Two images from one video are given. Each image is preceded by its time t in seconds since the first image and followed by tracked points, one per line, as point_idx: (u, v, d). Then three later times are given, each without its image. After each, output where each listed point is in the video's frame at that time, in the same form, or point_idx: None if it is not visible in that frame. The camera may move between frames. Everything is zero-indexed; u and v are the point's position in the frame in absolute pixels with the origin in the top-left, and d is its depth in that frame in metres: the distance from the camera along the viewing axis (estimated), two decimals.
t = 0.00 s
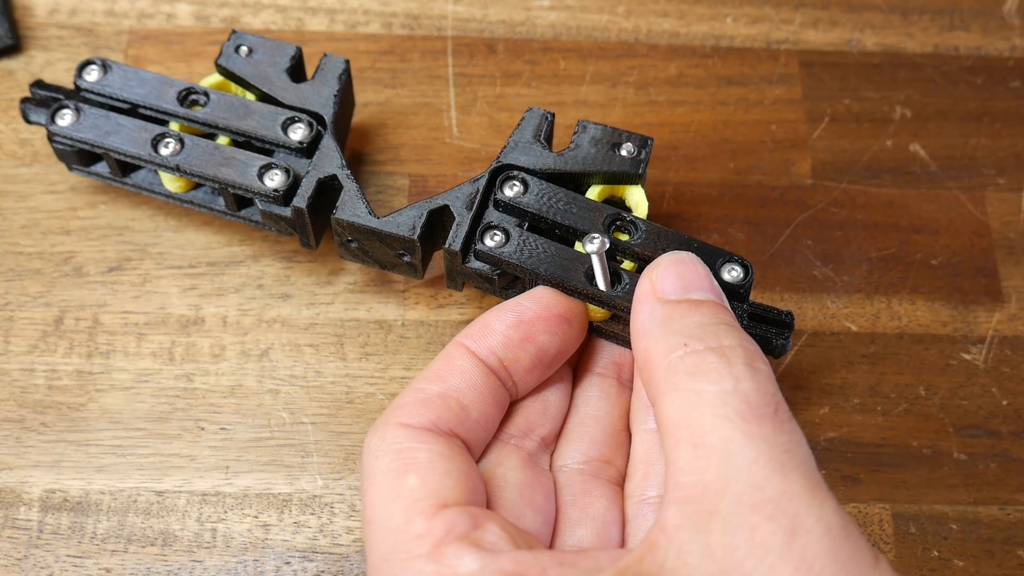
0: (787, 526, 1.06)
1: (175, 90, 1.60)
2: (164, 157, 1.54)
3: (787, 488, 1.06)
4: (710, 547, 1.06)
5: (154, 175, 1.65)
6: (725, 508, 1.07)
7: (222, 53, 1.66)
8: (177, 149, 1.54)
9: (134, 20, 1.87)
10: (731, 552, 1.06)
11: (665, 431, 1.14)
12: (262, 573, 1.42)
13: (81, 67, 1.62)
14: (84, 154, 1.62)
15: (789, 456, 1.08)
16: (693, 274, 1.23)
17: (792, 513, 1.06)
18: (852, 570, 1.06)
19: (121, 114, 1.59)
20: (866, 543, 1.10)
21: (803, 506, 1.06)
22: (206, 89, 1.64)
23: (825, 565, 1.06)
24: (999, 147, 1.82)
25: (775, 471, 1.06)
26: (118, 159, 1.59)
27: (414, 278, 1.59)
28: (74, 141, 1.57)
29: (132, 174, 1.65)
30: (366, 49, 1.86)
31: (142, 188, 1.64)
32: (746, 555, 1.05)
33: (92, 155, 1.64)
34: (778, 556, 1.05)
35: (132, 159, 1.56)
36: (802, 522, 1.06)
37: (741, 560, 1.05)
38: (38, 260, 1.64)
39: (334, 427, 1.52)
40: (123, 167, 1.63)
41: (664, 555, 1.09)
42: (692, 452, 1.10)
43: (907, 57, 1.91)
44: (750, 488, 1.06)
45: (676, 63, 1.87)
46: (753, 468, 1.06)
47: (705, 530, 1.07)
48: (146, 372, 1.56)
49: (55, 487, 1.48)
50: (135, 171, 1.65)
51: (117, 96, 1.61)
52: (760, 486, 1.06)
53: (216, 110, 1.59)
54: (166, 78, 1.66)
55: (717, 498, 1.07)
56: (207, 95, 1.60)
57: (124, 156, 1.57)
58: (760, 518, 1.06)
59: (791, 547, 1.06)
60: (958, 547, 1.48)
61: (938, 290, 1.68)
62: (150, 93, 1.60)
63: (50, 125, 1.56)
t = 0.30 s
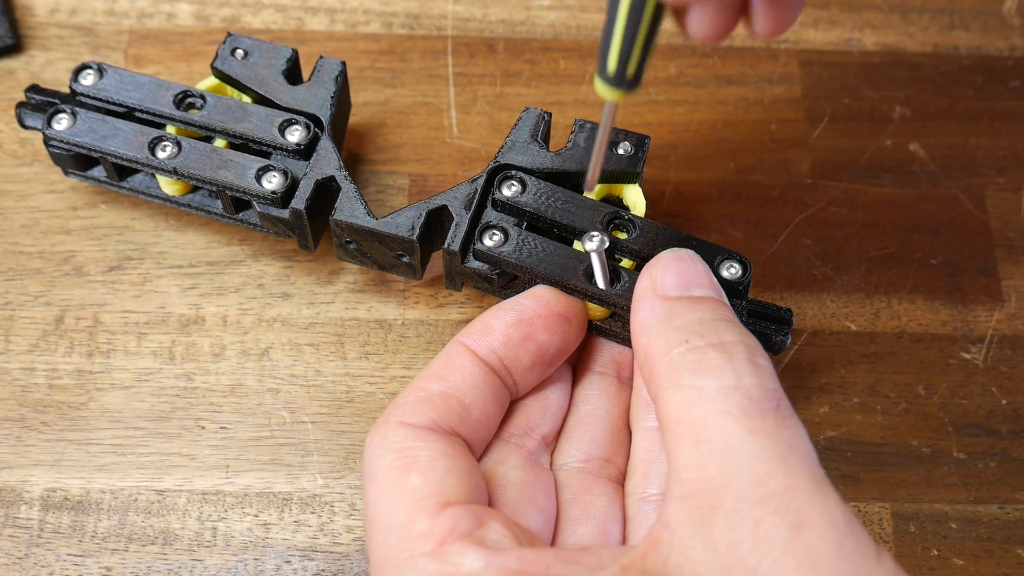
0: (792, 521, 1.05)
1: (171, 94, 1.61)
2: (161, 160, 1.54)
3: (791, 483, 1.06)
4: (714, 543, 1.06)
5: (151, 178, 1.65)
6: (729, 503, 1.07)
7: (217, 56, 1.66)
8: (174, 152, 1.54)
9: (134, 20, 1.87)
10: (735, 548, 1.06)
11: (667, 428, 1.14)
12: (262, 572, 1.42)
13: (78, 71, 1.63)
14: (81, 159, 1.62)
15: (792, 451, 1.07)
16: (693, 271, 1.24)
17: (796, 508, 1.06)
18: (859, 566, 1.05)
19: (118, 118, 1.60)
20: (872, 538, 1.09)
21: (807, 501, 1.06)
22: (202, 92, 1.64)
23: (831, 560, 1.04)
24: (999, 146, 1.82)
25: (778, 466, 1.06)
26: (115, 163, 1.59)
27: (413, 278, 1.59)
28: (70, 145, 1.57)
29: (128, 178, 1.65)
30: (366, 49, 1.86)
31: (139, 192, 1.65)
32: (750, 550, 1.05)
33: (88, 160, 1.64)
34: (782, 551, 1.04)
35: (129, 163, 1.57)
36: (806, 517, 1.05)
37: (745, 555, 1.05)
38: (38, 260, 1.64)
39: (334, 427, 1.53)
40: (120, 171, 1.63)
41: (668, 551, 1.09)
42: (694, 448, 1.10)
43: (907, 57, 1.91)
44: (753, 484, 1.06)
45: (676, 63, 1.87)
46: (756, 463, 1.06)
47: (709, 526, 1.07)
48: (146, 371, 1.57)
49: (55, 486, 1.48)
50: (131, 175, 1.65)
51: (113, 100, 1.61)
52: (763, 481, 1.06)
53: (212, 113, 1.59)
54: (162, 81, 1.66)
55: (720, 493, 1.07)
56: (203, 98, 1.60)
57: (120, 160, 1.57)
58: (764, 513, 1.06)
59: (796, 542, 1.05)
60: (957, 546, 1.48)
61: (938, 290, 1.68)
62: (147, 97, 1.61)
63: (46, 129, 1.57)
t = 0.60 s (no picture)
0: (792, 522, 1.05)
1: (172, 92, 1.61)
2: (162, 158, 1.54)
3: (791, 484, 1.06)
4: (715, 544, 1.06)
5: (151, 177, 1.65)
6: (729, 504, 1.06)
7: (219, 54, 1.65)
8: (175, 150, 1.54)
9: (134, 20, 1.87)
10: (735, 549, 1.05)
11: (667, 429, 1.14)
12: (262, 572, 1.42)
13: (78, 69, 1.63)
14: (82, 157, 1.62)
15: (792, 452, 1.07)
16: (694, 273, 1.24)
17: (796, 509, 1.06)
18: (859, 566, 1.05)
19: (118, 116, 1.59)
20: (872, 539, 1.09)
21: (807, 502, 1.06)
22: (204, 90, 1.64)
23: (831, 561, 1.05)
24: (999, 146, 1.82)
25: (778, 467, 1.06)
26: (116, 161, 1.59)
27: (414, 279, 1.59)
28: (71, 143, 1.57)
29: (129, 177, 1.65)
30: (366, 49, 1.86)
31: (140, 191, 1.64)
32: (751, 551, 1.05)
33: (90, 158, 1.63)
34: (782, 553, 1.04)
35: (130, 161, 1.56)
36: (806, 518, 1.05)
37: (746, 557, 1.05)
38: (38, 260, 1.64)
39: (334, 427, 1.52)
40: (120, 169, 1.63)
41: (669, 553, 1.08)
42: (695, 449, 1.10)
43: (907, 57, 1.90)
44: (753, 485, 1.06)
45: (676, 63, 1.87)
46: (756, 464, 1.06)
47: (709, 527, 1.07)
48: (146, 372, 1.56)
49: (55, 487, 1.48)
50: (132, 174, 1.65)
51: (114, 99, 1.61)
52: (764, 482, 1.06)
53: (213, 112, 1.59)
54: (163, 79, 1.66)
55: (721, 494, 1.07)
56: (204, 96, 1.60)
57: (121, 158, 1.57)
58: (764, 514, 1.06)
59: (796, 543, 1.05)
60: (957, 546, 1.48)
61: (938, 290, 1.68)
62: (147, 94, 1.60)
63: (47, 127, 1.56)
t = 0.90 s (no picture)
0: (792, 524, 1.05)
1: (174, 93, 1.61)
2: (164, 160, 1.54)
3: (791, 485, 1.06)
4: (714, 545, 1.06)
5: (153, 178, 1.65)
6: (729, 505, 1.06)
7: (221, 55, 1.65)
8: (177, 151, 1.55)
9: (134, 20, 1.87)
10: (735, 551, 1.05)
11: (667, 430, 1.14)
12: (262, 572, 1.42)
13: (80, 71, 1.63)
14: (83, 158, 1.62)
15: (792, 454, 1.08)
16: (694, 273, 1.24)
17: (796, 510, 1.06)
18: (859, 567, 1.06)
19: (120, 117, 1.60)
20: (871, 539, 1.09)
21: (807, 503, 1.06)
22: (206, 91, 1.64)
23: (830, 562, 1.05)
24: (999, 146, 1.82)
25: (778, 468, 1.06)
26: (118, 163, 1.59)
27: (414, 280, 1.59)
28: (73, 145, 1.57)
29: (131, 178, 1.65)
30: (366, 49, 1.86)
31: (141, 192, 1.65)
32: (750, 552, 1.05)
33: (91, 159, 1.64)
34: (782, 554, 1.04)
35: (132, 162, 1.57)
36: (806, 519, 1.05)
37: (745, 558, 1.05)
38: (38, 260, 1.64)
39: (334, 427, 1.53)
40: (122, 170, 1.63)
41: (668, 554, 1.08)
42: (695, 450, 1.10)
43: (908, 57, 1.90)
44: (753, 486, 1.06)
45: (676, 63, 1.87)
46: (756, 465, 1.06)
47: (708, 528, 1.07)
48: (146, 372, 1.57)
49: (55, 487, 1.48)
50: (134, 175, 1.65)
51: (116, 100, 1.61)
52: (764, 483, 1.06)
53: (215, 113, 1.59)
54: (165, 80, 1.66)
55: (720, 495, 1.07)
56: (206, 98, 1.60)
57: (123, 160, 1.57)
58: (764, 515, 1.06)
59: (796, 544, 1.05)
60: (957, 546, 1.48)
61: (938, 290, 1.68)
62: (149, 96, 1.61)
63: (49, 128, 1.57)
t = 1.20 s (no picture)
0: (793, 522, 1.05)
1: (172, 96, 1.61)
2: (162, 163, 1.54)
3: (792, 483, 1.06)
4: (716, 544, 1.06)
5: (152, 182, 1.66)
6: (730, 504, 1.06)
7: (218, 58, 1.65)
8: (175, 155, 1.54)
9: (134, 20, 1.87)
10: (736, 549, 1.05)
11: (668, 429, 1.14)
12: (262, 572, 1.42)
13: (78, 74, 1.63)
14: (82, 162, 1.62)
15: (793, 452, 1.08)
16: (694, 273, 1.24)
17: (797, 508, 1.06)
18: (859, 565, 1.05)
19: (119, 121, 1.60)
20: (872, 538, 1.09)
21: (808, 502, 1.06)
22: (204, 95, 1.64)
23: (831, 560, 1.05)
24: (999, 146, 1.82)
25: (778, 466, 1.06)
26: (116, 166, 1.59)
27: (414, 280, 1.59)
28: (71, 149, 1.57)
29: (130, 181, 1.65)
30: (366, 49, 1.86)
31: (140, 195, 1.65)
32: (751, 551, 1.04)
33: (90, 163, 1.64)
34: (783, 552, 1.04)
35: (130, 166, 1.57)
36: (807, 517, 1.05)
37: (746, 556, 1.05)
38: (38, 260, 1.64)
39: (334, 427, 1.53)
40: (121, 173, 1.64)
41: (669, 552, 1.08)
42: (696, 449, 1.10)
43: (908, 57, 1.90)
44: (754, 485, 1.06)
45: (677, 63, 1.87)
46: (757, 464, 1.06)
47: (709, 527, 1.07)
48: (146, 372, 1.57)
49: (55, 487, 1.48)
50: (133, 178, 1.66)
51: (114, 104, 1.61)
52: (764, 482, 1.06)
53: (214, 116, 1.59)
54: (162, 83, 1.66)
55: (721, 494, 1.07)
56: (204, 101, 1.60)
57: (121, 163, 1.57)
58: (765, 513, 1.05)
59: (797, 542, 1.05)
60: (957, 546, 1.48)
61: (938, 290, 1.68)
62: (147, 99, 1.61)
63: (48, 133, 1.57)
